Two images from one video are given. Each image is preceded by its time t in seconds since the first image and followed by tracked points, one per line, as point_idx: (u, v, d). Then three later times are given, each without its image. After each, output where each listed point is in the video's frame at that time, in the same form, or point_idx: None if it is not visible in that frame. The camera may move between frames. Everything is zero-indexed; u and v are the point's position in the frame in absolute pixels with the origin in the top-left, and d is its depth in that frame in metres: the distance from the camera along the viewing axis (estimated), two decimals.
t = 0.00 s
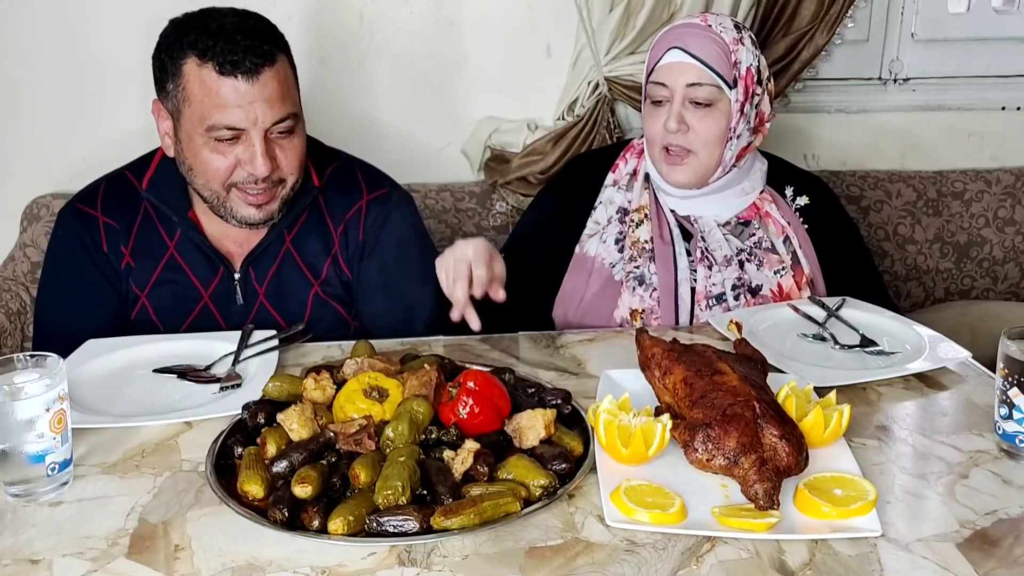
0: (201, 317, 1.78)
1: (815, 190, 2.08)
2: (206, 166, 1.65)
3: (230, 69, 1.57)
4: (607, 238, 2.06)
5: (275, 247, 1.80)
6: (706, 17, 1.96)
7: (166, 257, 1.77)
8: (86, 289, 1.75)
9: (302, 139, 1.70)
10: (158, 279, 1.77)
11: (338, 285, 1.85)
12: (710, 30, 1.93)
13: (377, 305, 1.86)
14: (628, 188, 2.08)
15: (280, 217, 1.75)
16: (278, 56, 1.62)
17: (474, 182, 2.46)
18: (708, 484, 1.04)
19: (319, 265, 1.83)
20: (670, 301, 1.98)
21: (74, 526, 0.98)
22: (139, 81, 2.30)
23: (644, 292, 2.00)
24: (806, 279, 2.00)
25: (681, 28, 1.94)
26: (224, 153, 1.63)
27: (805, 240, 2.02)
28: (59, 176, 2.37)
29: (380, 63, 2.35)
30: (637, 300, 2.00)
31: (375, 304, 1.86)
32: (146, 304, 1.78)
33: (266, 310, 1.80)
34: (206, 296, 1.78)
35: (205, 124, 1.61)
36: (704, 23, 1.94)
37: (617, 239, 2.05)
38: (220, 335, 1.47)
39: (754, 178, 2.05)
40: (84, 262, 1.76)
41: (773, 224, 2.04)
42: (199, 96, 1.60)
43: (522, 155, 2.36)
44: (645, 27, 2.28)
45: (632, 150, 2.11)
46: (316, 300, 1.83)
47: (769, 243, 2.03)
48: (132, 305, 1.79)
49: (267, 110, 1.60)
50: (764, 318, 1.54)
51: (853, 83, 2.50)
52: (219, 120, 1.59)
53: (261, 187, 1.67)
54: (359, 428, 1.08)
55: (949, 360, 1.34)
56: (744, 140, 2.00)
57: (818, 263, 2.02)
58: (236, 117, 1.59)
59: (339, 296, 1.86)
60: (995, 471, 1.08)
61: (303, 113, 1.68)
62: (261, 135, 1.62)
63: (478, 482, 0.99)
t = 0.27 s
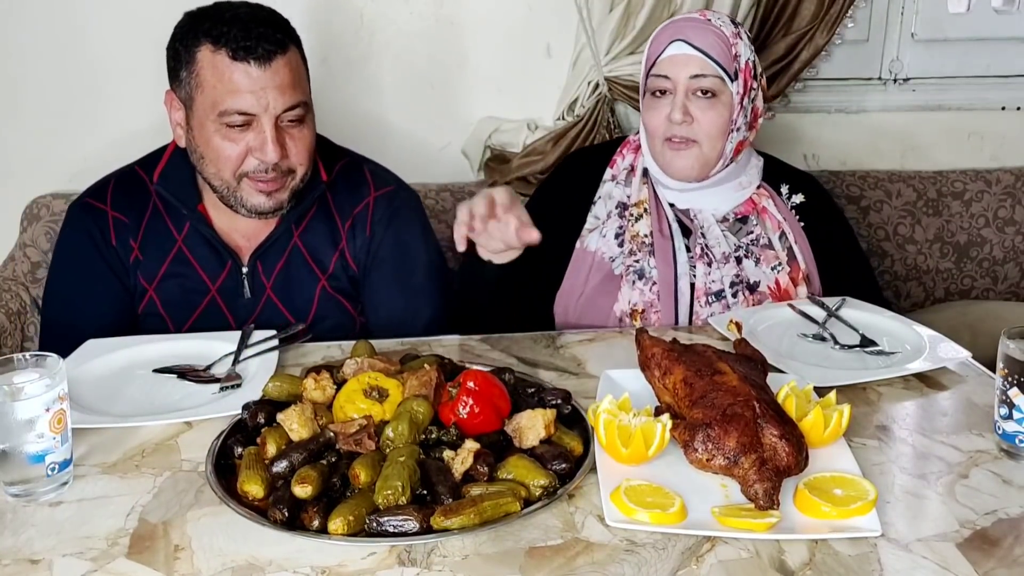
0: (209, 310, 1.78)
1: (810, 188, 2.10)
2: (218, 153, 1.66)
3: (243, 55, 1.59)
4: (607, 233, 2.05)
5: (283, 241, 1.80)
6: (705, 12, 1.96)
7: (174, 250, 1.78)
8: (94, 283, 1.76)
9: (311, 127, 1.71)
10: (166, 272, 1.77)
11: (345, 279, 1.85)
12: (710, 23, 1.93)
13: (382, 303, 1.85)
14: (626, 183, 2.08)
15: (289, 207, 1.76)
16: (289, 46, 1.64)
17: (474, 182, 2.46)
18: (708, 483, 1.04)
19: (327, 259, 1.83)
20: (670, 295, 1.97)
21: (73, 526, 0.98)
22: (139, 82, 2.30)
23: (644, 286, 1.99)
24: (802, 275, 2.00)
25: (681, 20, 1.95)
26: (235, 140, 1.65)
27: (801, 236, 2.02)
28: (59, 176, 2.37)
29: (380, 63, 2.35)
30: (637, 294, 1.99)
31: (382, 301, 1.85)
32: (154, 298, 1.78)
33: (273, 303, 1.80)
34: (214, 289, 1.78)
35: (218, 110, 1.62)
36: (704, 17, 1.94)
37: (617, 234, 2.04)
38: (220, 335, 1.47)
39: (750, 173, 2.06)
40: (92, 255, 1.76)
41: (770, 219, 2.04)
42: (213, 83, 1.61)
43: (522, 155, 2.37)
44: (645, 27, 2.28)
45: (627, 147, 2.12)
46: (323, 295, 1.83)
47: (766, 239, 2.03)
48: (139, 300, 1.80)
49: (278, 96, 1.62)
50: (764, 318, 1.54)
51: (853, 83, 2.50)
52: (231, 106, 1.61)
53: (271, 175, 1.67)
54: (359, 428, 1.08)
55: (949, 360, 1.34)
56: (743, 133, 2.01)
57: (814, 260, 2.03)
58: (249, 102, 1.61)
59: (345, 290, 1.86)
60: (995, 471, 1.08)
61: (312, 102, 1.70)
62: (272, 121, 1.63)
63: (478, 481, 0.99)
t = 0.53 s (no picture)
0: (213, 308, 1.78)
1: (808, 188, 2.09)
2: (226, 151, 1.66)
3: (252, 53, 1.59)
4: (602, 236, 2.05)
5: (288, 240, 1.80)
6: (702, 14, 1.96)
7: (180, 247, 1.78)
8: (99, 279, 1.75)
9: (319, 126, 1.72)
10: (171, 269, 1.77)
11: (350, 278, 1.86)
12: (706, 24, 1.94)
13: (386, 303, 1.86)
14: (622, 186, 2.08)
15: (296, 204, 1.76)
16: (298, 44, 1.64)
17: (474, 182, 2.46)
18: (708, 483, 1.04)
19: (333, 258, 1.84)
20: (667, 297, 1.97)
21: (73, 526, 0.98)
22: (139, 82, 2.30)
23: (641, 289, 2.00)
24: (799, 275, 2.01)
25: (677, 22, 1.95)
26: (243, 138, 1.65)
27: (798, 236, 2.03)
28: (59, 176, 2.37)
29: (380, 64, 2.35)
30: (633, 297, 1.99)
31: (386, 300, 1.86)
32: (158, 295, 1.78)
33: (278, 301, 1.79)
34: (219, 286, 1.78)
35: (226, 108, 1.62)
36: (699, 18, 1.94)
37: (612, 236, 2.05)
38: (220, 335, 1.47)
39: (747, 173, 2.06)
40: (97, 252, 1.76)
41: (766, 219, 2.04)
42: (221, 80, 1.61)
43: (522, 155, 2.37)
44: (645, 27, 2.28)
45: (624, 149, 2.12)
46: (328, 293, 1.83)
47: (763, 239, 2.04)
48: (143, 296, 1.79)
49: (287, 94, 1.62)
50: (764, 318, 1.54)
51: (852, 83, 2.50)
52: (239, 104, 1.61)
53: (278, 173, 1.67)
54: (359, 428, 1.08)
55: (949, 360, 1.34)
56: (740, 133, 2.01)
57: (811, 259, 2.02)
58: (257, 100, 1.61)
59: (350, 289, 1.86)
60: (995, 471, 1.08)
61: (319, 100, 1.70)
62: (280, 119, 1.63)
63: (478, 481, 0.99)
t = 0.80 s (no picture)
0: (213, 309, 1.78)
1: (806, 188, 2.09)
2: (226, 155, 1.66)
3: (251, 57, 1.59)
4: (597, 236, 2.05)
5: (288, 242, 1.80)
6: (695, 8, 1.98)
7: (180, 248, 1.78)
8: (98, 280, 1.75)
9: (319, 129, 1.71)
10: (171, 270, 1.78)
11: (351, 279, 1.86)
12: (698, 17, 1.95)
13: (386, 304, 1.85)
14: (619, 184, 2.09)
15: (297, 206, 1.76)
16: (297, 47, 1.64)
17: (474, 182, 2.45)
18: (708, 484, 1.03)
19: (333, 259, 1.84)
20: (662, 296, 1.96)
21: (73, 526, 0.98)
22: (139, 82, 2.30)
23: (636, 287, 1.99)
24: (795, 275, 2.00)
25: (669, 15, 1.96)
26: (243, 141, 1.64)
27: (794, 235, 2.03)
28: (60, 176, 2.37)
29: (380, 64, 2.35)
30: (628, 295, 1.99)
31: (386, 301, 1.85)
32: (159, 296, 1.78)
33: (278, 302, 1.79)
34: (218, 287, 1.78)
35: (226, 112, 1.62)
36: (692, 12, 1.96)
37: (608, 236, 2.05)
38: (220, 335, 1.47)
39: (742, 170, 2.06)
40: (97, 253, 1.76)
41: (761, 218, 2.04)
42: (221, 84, 1.61)
43: (522, 155, 2.36)
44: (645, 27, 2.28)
45: (621, 150, 2.11)
46: (328, 294, 1.83)
47: (758, 239, 2.03)
48: (143, 298, 1.79)
49: (286, 97, 1.62)
50: (764, 318, 1.54)
51: (852, 83, 2.49)
52: (239, 108, 1.61)
53: (278, 176, 1.67)
54: (359, 428, 1.08)
55: (949, 360, 1.35)
56: (733, 127, 2.00)
57: (807, 258, 2.02)
58: (257, 104, 1.61)
59: (351, 291, 1.86)
60: (995, 471, 1.08)
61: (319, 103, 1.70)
62: (280, 123, 1.63)
63: (478, 482, 0.99)
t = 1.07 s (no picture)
0: (209, 311, 1.78)
1: (806, 189, 2.09)
2: (217, 160, 1.66)
3: (240, 62, 1.59)
4: (596, 235, 2.05)
5: (283, 244, 1.80)
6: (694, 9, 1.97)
7: (174, 251, 1.78)
8: (94, 284, 1.76)
9: (311, 132, 1.71)
10: (166, 273, 1.78)
11: (347, 280, 1.86)
12: (698, 20, 1.94)
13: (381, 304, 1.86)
14: (618, 185, 2.08)
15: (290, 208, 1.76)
16: (286, 50, 1.64)
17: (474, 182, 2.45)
18: (708, 484, 1.04)
19: (328, 260, 1.84)
20: (661, 295, 1.97)
21: (73, 526, 0.98)
22: (139, 82, 2.30)
23: (634, 288, 1.99)
24: (795, 275, 2.01)
25: (668, 18, 1.96)
26: (233, 147, 1.64)
27: (793, 235, 2.03)
28: (59, 176, 2.37)
29: (380, 64, 2.35)
30: (627, 296, 1.99)
31: (382, 302, 1.86)
32: (154, 299, 1.79)
33: (274, 304, 1.80)
34: (214, 290, 1.78)
35: (215, 117, 1.62)
36: (692, 14, 1.95)
37: (607, 236, 2.05)
38: (220, 335, 1.47)
39: (743, 171, 2.06)
40: (92, 257, 1.77)
41: (761, 218, 2.04)
42: (210, 90, 1.61)
43: (522, 155, 2.36)
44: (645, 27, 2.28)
45: (621, 149, 2.11)
46: (324, 296, 1.83)
47: (757, 239, 2.03)
48: (138, 301, 1.80)
49: (276, 101, 1.61)
50: (764, 318, 1.54)
51: (852, 83, 2.49)
52: (228, 113, 1.61)
53: (270, 180, 1.67)
54: (359, 428, 1.08)
55: (949, 360, 1.34)
56: (733, 129, 2.00)
57: (807, 258, 2.03)
58: (246, 109, 1.61)
59: (347, 292, 1.86)
60: (995, 471, 1.08)
61: (310, 106, 1.69)
62: (270, 127, 1.63)
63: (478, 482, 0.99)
